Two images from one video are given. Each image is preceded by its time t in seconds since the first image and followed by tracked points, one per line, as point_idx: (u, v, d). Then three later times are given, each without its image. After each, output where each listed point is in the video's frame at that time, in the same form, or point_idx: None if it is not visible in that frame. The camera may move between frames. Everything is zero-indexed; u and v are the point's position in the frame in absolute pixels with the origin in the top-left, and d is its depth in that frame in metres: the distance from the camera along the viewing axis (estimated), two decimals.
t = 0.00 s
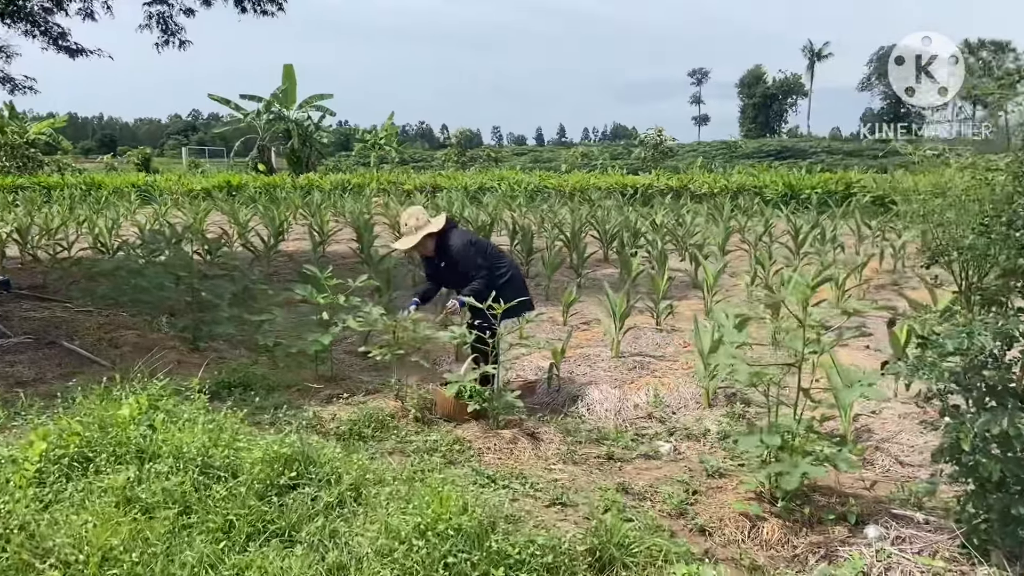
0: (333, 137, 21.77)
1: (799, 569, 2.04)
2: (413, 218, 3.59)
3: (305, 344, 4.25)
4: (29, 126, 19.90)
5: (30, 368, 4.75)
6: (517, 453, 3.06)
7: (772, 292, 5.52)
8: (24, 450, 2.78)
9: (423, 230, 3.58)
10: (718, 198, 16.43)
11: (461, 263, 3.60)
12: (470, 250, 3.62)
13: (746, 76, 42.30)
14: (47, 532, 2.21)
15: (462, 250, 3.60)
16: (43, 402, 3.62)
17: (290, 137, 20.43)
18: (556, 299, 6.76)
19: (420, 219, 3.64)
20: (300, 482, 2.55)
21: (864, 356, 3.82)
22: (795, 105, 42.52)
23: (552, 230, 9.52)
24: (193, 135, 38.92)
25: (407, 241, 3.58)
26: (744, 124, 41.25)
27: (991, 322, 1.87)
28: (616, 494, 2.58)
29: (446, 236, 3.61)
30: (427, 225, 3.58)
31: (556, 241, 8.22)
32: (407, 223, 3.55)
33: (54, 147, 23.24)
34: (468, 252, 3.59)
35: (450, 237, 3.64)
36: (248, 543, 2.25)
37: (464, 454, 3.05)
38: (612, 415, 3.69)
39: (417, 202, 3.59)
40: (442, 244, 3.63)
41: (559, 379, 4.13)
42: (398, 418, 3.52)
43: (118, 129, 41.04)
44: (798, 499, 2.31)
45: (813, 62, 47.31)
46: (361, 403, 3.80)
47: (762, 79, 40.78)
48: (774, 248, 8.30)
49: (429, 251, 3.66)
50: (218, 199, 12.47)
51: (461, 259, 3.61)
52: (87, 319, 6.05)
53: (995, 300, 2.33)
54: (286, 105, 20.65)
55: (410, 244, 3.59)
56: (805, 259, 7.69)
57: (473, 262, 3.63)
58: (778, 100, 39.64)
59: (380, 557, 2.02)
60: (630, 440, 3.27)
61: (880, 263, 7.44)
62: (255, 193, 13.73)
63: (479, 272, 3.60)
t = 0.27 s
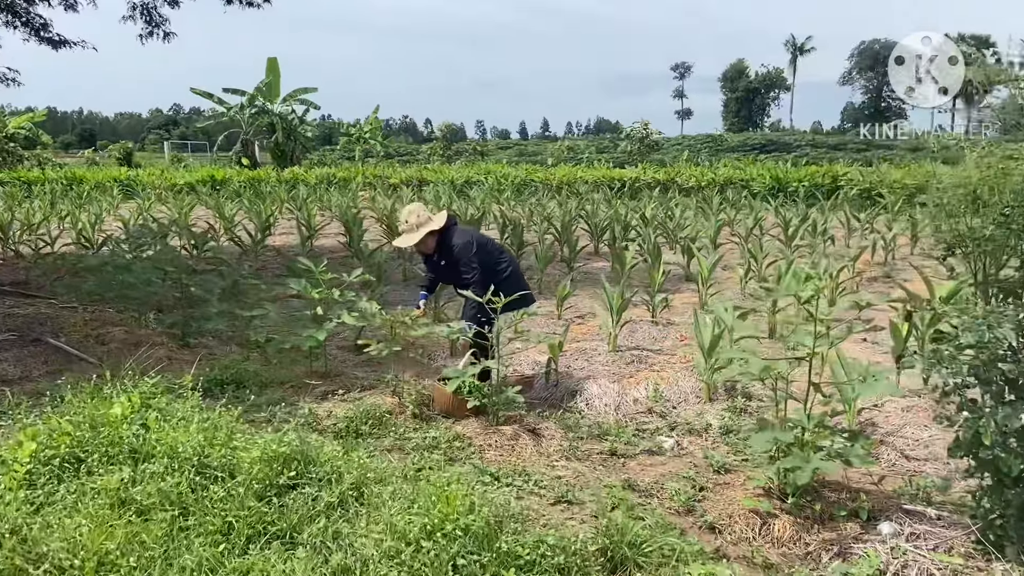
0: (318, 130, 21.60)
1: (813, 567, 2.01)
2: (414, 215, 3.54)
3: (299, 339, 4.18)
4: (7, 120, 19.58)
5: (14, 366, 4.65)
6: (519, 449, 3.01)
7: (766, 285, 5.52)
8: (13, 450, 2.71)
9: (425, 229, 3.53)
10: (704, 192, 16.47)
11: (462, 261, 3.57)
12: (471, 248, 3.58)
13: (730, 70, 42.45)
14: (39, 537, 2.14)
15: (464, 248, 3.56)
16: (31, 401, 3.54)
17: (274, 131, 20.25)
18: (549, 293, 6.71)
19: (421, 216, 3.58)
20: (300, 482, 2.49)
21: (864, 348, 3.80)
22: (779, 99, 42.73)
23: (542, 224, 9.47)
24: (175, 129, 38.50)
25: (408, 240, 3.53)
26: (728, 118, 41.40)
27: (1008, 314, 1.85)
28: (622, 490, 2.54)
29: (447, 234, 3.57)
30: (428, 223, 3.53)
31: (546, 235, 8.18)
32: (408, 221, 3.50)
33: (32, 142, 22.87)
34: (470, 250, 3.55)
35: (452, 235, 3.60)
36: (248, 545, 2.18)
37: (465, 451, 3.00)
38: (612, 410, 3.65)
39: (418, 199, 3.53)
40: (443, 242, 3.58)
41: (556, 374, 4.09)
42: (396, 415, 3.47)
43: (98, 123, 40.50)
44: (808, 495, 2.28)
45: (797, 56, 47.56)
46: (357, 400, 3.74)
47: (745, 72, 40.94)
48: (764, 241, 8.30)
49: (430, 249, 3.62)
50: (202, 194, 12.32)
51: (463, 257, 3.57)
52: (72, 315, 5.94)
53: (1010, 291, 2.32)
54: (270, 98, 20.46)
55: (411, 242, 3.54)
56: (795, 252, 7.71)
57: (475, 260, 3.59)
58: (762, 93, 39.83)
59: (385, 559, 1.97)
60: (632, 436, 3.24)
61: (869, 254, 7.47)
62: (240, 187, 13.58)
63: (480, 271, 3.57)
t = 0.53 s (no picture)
0: (302, 125, 21.43)
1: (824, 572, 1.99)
2: (414, 222, 3.56)
3: (292, 339, 4.11)
4: None
5: None
6: (520, 451, 2.97)
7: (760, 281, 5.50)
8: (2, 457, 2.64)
9: (423, 237, 3.54)
10: (690, 186, 16.49)
11: (462, 269, 3.58)
12: (471, 255, 3.59)
13: (713, 64, 42.56)
14: (32, 549, 2.09)
15: (464, 256, 3.57)
16: (18, 406, 3.45)
17: (257, 125, 20.07)
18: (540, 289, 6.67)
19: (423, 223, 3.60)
20: (298, 488, 2.43)
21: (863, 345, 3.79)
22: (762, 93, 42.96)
23: (531, 220, 9.42)
24: (155, 124, 38.04)
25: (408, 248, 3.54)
26: (712, 112, 41.52)
27: None
28: (626, 494, 2.51)
29: (448, 241, 3.58)
30: (429, 230, 3.54)
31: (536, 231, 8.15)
32: (408, 228, 3.52)
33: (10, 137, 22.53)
34: (470, 258, 3.56)
35: (452, 242, 3.61)
36: (247, 555, 2.13)
37: (465, 453, 2.95)
38: (611, 409, 3.61)
39: (419, 207, 3.54)
40: (443, 249, 3.60)
41: (554, 373, 4.04)
42: (393, 416, 3.42)
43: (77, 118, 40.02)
44: (816, 497, 2.26)
45: (780, 50, 47.76)
46: (353, 400, 3.68)
47: (729, 66, 41.14)
48: (754, 236, 8.30)
49: (431, 256, 3.63)
50: (186, 190, 12.15)
51: (463, 265, 3.58)
52: (56, 314, 5.82)
53: None
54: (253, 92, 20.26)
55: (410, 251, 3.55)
56: (786, 246, 7.72)
57: (475, 268, 3.60)
58: (745, 87, 39.99)
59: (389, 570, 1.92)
60: (633, 436, 3.20)
61: (859, 248, 7.49)
62: (223, 183, 13.41)
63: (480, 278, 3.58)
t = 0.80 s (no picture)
0: (287, 119, 21.25)
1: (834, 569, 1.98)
2: (412, 220, 3.52)
3: (287, 336, 4.06)
4: None
5: None
6: (522, 448, 2.94)
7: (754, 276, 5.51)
8: None
9: (422, 234, 3.51)
10: (677, 180, 16.52)
11: (461, 265, 3.56)
12: (471, 252, 3.57)
13: (698, 58, 42.67)
14: (28, 554, 2.04)
15: (464, 253, 3.55)
16: (8, 406, 3.38)
17: (241, 119, 19.88)
18: (533, 284, 6.64)
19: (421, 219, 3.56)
20: (300, 489, 2.39)
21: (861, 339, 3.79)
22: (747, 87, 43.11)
23: (521, 214, 9.39)
24: (138, 118, 37.62)
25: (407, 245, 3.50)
26: (698, 106, 41.65)
27: None
28: (632, 491, 2.49)
29: (447, 237, 3.56)
30: (427, 227, 3.51)
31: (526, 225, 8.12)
32: (407, 224, 3.48)
33: None
34: (469, 254, 3.55)
35: (451, 238, 3.59)
36: (250, 558, 2.08)
37: (466, 451, 2.92)
38: (610, 406, 3.59)
39: (417, 203, 3.51)
40: (442, 245, 3.57)
41: (552, 368, 4.02)
42: (391, 413, 3.38)
43: (56, 111, 39.47)
44: (824, 493, 2.24)
45: (764, 44, 47.95)
46: (351, 398, 3.64)
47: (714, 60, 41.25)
48: (745, 230, 8.32)
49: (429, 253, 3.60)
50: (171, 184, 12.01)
51: (462, 261, 3.57)
52: (41, 311, 5.72)
53: None
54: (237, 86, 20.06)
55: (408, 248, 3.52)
56: (776, 240, 7.74)
57: (474, 264, 3.59)
58: (730, 81, 40.15)
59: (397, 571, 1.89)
60: (634, 432, 3.18)
61: (849, 242, 7.52)
62: (209, 177, 13.27)
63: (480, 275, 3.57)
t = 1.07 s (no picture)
0: (274, 112, 21.09)
1: (853, 562, 1.97)
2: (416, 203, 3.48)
3: (287, 330, 4.02)
4: None
5: None
6: (529, 442, 2.92)
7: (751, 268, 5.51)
8: None
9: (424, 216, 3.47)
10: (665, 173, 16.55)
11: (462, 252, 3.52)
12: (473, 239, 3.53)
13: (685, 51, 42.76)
14: (33, 553, 1.99)
15: (464, 240, 3.51)
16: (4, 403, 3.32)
17: (228, 112, 19.71)
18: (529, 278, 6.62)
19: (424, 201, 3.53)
20: (309, 485, 2.35)
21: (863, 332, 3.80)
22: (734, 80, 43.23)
23: (513, 207, 9.36)
24: (121, 111, 37.21)
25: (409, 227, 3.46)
26: (685, 99, 41.77)
27: None
28: (642, 484, 2.48)
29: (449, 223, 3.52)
30: (430, 211, 3.48)
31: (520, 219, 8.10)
32: (409, 205, 3.45)
33: None
34: (470, 242, 3.50)
35: (453, 223, 3.55)
36: (260, 556, 2.05)
37: (473, 445, 2.89)
38: (615, 399, 3.58)
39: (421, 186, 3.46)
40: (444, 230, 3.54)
41: (555, 362, 4.00)
42: (395, 407, 3.35)
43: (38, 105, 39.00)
44: (839, 485, 2.24)
45: (750, 38, 48.12)
46: (353, 392, 3.60)
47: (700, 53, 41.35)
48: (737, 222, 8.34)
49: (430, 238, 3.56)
50: (157, 178, 11.87)
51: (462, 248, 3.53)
52: (31, 306, 5.62)
53: None
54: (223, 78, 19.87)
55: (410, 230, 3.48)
56: (769, 233, 7.77)
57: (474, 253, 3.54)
58: (716, 75, 40.30)
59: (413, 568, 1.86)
60: (640, 425, 3.17)
61: (842, 234, 7.56)
62: (195, 170, 13.14)
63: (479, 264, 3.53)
